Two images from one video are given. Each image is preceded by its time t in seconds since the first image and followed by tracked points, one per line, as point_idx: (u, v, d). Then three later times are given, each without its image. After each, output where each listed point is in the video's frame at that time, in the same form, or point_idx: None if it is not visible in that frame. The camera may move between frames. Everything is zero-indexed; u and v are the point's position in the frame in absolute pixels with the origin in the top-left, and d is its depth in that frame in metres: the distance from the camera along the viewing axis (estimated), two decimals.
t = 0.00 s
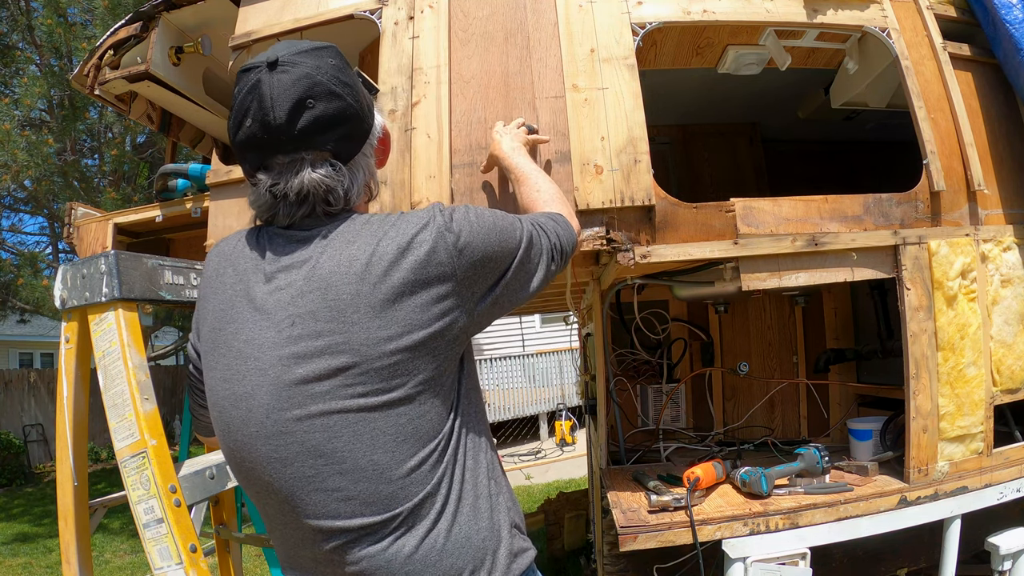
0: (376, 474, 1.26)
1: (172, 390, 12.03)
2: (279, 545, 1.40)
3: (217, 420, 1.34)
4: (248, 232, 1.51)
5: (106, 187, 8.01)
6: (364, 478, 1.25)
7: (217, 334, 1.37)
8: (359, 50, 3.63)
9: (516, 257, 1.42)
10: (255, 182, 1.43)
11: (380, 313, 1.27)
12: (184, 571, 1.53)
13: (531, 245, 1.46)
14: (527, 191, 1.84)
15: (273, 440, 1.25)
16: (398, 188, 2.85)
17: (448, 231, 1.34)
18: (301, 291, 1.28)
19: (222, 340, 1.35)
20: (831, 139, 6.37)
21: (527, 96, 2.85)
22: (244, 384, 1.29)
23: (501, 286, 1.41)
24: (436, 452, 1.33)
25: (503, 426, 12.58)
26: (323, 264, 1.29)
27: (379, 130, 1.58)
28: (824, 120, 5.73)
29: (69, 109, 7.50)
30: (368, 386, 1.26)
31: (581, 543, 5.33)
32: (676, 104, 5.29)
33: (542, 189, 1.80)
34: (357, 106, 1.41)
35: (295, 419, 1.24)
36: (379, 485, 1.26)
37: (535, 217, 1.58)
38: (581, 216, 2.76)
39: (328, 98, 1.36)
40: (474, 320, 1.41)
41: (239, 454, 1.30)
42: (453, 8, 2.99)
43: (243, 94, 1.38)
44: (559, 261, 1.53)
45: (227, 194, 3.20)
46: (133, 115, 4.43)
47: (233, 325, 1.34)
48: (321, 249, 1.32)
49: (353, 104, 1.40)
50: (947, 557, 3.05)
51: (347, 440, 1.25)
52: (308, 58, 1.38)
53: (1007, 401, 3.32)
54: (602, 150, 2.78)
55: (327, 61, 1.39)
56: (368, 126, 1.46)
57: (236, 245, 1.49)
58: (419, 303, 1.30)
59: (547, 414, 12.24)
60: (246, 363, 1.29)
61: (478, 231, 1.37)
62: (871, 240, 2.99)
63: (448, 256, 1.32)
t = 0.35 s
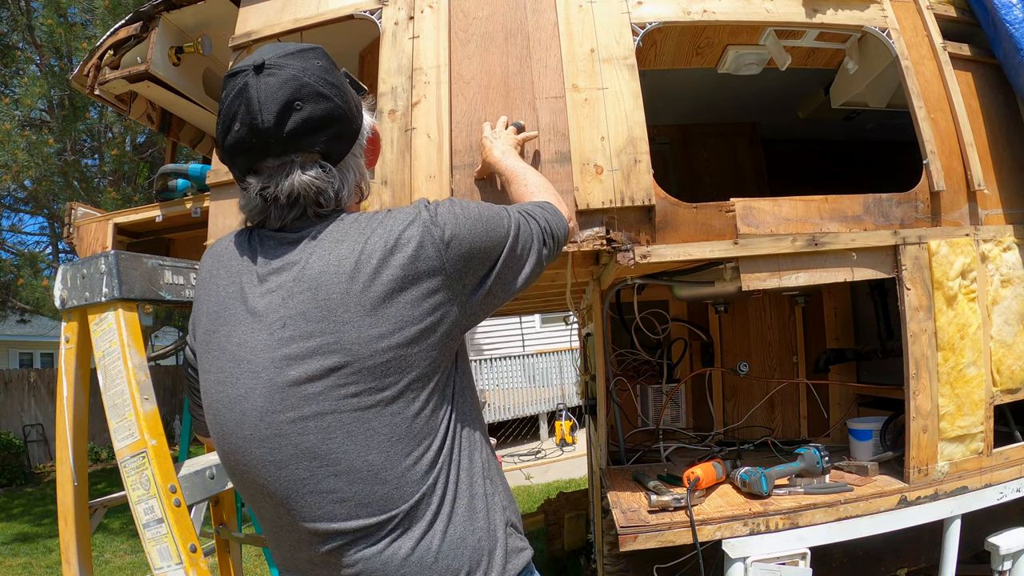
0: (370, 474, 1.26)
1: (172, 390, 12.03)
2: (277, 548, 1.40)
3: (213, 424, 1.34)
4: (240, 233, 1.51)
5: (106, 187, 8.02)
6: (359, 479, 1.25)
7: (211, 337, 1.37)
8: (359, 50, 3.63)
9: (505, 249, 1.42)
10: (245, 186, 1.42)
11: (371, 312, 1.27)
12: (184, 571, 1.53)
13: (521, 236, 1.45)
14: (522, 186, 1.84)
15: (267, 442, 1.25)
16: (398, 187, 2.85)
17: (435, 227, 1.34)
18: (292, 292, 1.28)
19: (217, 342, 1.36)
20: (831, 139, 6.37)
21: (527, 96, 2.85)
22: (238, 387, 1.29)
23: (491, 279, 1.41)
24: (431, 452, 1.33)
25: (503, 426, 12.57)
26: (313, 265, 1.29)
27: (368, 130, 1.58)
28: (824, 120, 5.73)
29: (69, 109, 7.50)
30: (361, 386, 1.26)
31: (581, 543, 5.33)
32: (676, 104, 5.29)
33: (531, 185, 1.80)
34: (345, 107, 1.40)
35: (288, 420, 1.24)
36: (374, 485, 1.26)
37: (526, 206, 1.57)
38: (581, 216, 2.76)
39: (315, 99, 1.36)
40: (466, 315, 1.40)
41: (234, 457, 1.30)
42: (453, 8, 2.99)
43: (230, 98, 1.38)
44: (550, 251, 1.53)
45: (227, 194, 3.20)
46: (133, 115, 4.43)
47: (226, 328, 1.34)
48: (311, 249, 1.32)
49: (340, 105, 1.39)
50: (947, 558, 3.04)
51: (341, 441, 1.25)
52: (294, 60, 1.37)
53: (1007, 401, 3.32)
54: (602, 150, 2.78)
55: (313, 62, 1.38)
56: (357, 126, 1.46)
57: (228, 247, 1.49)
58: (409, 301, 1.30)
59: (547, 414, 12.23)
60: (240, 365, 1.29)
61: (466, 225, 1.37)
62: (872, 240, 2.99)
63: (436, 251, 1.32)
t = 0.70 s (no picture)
0: (356, 477, 1.25)
1: (172, 390, 12.03)
2: (275, 547, 1.41)
3: (205, 425, 1.36)
4: (238, 233, 1.52)
5: (106, 187, 8.03)
6: (345, 482, 1.25)
7: (203, 339, 1.38)
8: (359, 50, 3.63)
9: (494, 247, 1.38)
10: (229, 190, 1.44)
11: (353, 316, 1.25)
12: (184, 571, 1.53)
13: (511, 233, 1.41)
14: (522, 183, 1.79)
15: (253, 447, 1.25)
16: (398, 187, 2.85)
17: (419, 227, 1.32)
18: (278, 296, 1.28)
19: (207, 345, 1.36)
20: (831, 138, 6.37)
21: (527, 96, 2.85)
22: (225, 391, 1.29)
23: (480, 279, 1.38)
24: (419, 454, 1.32)
25: (503, 426, 12.56)
26: (298, 268, 1.29)
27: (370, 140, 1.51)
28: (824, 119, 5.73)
29: (70, 109, 7.50)
30: (344, 390, 1.25)
31: (581, 543, 5.33)
32: (676, 104, 5.29)
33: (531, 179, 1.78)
34: (328, 120, 1.34)
35: (273, 425, 1.24)
36: (359, 488, 1.25)
37: (527, 206, 1.55)
38: (581, 216, 2.76)
39: (291, 112, 1.31)
40: (453, 316, 1.38)
41: (225, 459, 1.31)
42: (453, 9, 2.99)
43: (221, 102, 1.39)
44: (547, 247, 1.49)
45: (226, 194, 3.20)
46: (133, 115, 4.43)
47: (215, 331, 1.35)
48: (296, 252, 1.32)
49: (321, 118, 1.33)
50: (947, 558, 3.04)
51: (325, 446, 1.24)
52: (281, 67, 1.33)
53: (1007, 401, 3.32)
54: (602, 150, 2.78)
55: (300, 71, 1.33)
56: (345, 139, 1.39)
57: (226, 246, 1.50)
58: (391, 303, 1.28)
59: (547, 414, 12.21)
60: (227, 369, 1.30)
61: (450, 223, 1.34)
62: (871, 240, 2.99)
63: (420, 252, 1.30)
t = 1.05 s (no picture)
0: (358, 477, 1.25)
1: (172, 390, 12.03)
2: (275, 548, 1.41)
3: (207, 427, 1.36)
4: (245, 229, 1.52)
5: (106, 186, 8.04)
6: (347, 482, 1.25)
7: (204, 340, 1.38)
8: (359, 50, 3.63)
9: (489, 234, 1.35)
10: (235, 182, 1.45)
11: (352, 315, 1.25)
12: (184, 571, 1.53)
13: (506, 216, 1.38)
14: (502, 141, 1.61)
15: (256, 448, 1.25)
16: (398, 188, 2.85)
17: (415, 220, 1.30)
18: (278, 297, 1.28)
19: (209, 345, 1.36)
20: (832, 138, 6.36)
21: (527, 96, 2.85)
22: (227, 393, 1.29)
23: (476, 269, 1.36)
24: (420, 453, 1.31)
25: (503, 427, 12.54)
26: (298, 268, 1.28)
27: (381, 141, 1.48)
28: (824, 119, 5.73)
29: (70, 109, 7.50)
30: (346, 391, 1.25)
31: (581, 543, 5.33)
32: (676, 104, 5.29)
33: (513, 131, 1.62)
34: (333, 121, 1.32)
35: (275, 426, 1.24)
36: (362, 488, 1.25)
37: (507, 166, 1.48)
38: (581, 216, 2.76)
39: (296, 110, 1.31)
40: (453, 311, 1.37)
41: (228, 462, 1.31)
42: (453, 9, 2.99)
43: (232, 92, 1.40)
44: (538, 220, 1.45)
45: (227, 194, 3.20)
46: (133, 115, 4.43)
47: (216, 332, 1.34)
48: (296, 252, 1.31)
49: (325, 118, 1.31)
50: (947, 558, 3.04)
51: (327, 447, 1.24)
52: (291, 62, 1.33)
53: (1007, 401, 3.32)
54: (602, 150, 2.78)
55: (310, 67, 1.33)
56: (351, 140, 1.37)
57: (229, 243, 1.49)
58: (391, 301, 1.27)
59: (547, 414, 12.21)
60: (228, 371, 1.29)
61: (445, 213, 1.32)
62: (871, 240, 2.99)
63: (417, 247, 1.29)
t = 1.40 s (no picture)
0: (359, 472, 1.25)
1: (172, 390, 12.03)
2: (274, 549, 1.40)
3: (206, 429, 1.35)
4: (240, 229, 1.50)
5: (106, 186, 8.04)
6: (348, 478, 1.24)
7: (200, 342, 1.37)
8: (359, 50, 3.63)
9: (469, 216, 1.38)
10: (232, 178, 1.43)
11: (347, 309, 1.25)
12: (184, 571, 1.53)
13: (483, 196, 1.40)
14: (463, 115, 1.66)
15: (256, 446, 1.25)
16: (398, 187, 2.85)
17: (401, 209, 1.31)
18: (273, 294, 1.28)
19: (204, 347, 1.35)
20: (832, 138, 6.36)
21: (527, 96, 2.85)
22: (225, 393, 1.28)
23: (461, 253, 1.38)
24: (418, 446, 1.31)
25: (503, 427, 12.53)
26: (292, 264, 1.28)
27: (378, 139, 1.50)
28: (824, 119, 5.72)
29: (70, 109, 7.50)
30: (345, 386, 1.25)
31: (581, 543, 5.33)
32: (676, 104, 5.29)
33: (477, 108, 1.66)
34: (336, 116, 1.33)
35: (273, 423, 1.24)
36: (362, 484, 1.25)
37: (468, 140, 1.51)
38: (581, 217, 2.76)
39: (300, 104, 1.31)
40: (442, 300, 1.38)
41: (228, 464, 1.31)
42: (453, 9, 2.99)
43: (232, 88, 1.38)
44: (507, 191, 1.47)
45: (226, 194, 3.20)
46: (133, 115, 4.43)
47: (212, 334, 1.34)
48: (290, 249, 1.31)
49: (328, 113, 1.32)
50: (947, 558, 3.05)
51: (327, 443, 1.24)
52: (295, 58, 1.33)
53: (1007, 401, 3.32)
54: (602, 150, 2.78)
55: (313, 63, 1.33)
56: (352, 135, 1.38)
57: (225, 243, 1.47)
58: (384, 293, 1.28)
59: (547, 414, 12.20)
60: (225, 371, 1.29)
61: (429, 200, 1.33)
62: (871, 240, 2.99)
63: (406, 236, 1.30)
